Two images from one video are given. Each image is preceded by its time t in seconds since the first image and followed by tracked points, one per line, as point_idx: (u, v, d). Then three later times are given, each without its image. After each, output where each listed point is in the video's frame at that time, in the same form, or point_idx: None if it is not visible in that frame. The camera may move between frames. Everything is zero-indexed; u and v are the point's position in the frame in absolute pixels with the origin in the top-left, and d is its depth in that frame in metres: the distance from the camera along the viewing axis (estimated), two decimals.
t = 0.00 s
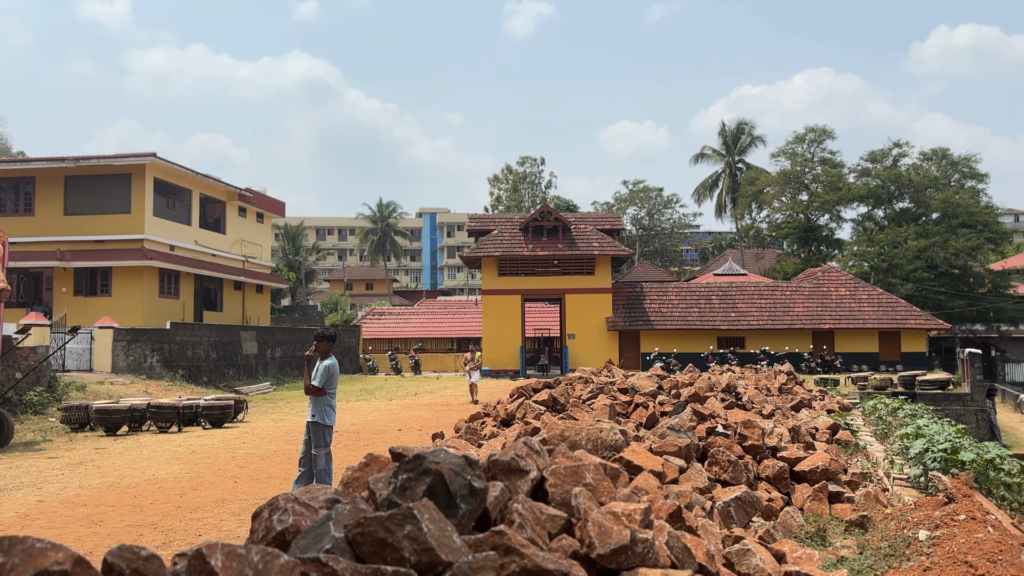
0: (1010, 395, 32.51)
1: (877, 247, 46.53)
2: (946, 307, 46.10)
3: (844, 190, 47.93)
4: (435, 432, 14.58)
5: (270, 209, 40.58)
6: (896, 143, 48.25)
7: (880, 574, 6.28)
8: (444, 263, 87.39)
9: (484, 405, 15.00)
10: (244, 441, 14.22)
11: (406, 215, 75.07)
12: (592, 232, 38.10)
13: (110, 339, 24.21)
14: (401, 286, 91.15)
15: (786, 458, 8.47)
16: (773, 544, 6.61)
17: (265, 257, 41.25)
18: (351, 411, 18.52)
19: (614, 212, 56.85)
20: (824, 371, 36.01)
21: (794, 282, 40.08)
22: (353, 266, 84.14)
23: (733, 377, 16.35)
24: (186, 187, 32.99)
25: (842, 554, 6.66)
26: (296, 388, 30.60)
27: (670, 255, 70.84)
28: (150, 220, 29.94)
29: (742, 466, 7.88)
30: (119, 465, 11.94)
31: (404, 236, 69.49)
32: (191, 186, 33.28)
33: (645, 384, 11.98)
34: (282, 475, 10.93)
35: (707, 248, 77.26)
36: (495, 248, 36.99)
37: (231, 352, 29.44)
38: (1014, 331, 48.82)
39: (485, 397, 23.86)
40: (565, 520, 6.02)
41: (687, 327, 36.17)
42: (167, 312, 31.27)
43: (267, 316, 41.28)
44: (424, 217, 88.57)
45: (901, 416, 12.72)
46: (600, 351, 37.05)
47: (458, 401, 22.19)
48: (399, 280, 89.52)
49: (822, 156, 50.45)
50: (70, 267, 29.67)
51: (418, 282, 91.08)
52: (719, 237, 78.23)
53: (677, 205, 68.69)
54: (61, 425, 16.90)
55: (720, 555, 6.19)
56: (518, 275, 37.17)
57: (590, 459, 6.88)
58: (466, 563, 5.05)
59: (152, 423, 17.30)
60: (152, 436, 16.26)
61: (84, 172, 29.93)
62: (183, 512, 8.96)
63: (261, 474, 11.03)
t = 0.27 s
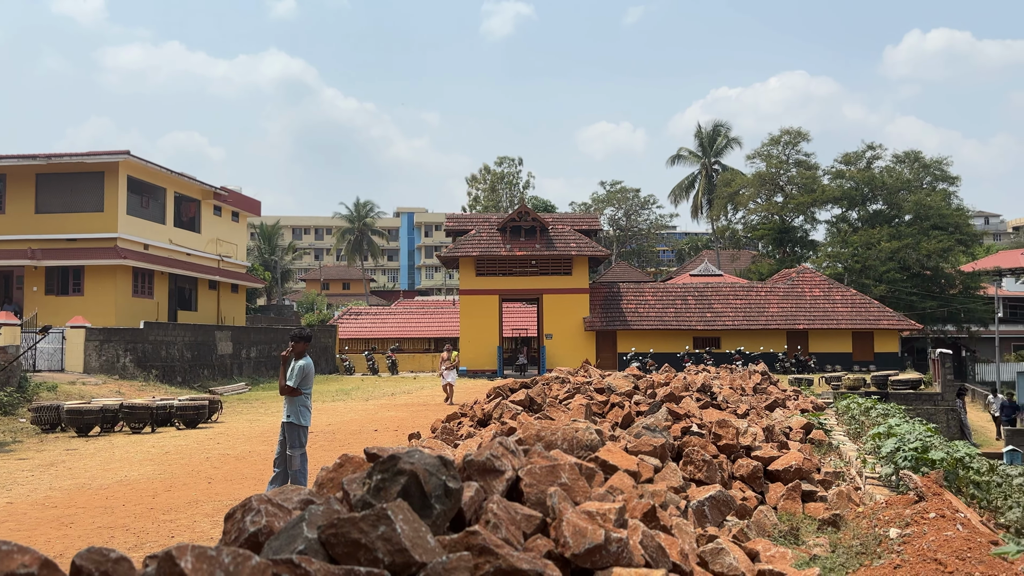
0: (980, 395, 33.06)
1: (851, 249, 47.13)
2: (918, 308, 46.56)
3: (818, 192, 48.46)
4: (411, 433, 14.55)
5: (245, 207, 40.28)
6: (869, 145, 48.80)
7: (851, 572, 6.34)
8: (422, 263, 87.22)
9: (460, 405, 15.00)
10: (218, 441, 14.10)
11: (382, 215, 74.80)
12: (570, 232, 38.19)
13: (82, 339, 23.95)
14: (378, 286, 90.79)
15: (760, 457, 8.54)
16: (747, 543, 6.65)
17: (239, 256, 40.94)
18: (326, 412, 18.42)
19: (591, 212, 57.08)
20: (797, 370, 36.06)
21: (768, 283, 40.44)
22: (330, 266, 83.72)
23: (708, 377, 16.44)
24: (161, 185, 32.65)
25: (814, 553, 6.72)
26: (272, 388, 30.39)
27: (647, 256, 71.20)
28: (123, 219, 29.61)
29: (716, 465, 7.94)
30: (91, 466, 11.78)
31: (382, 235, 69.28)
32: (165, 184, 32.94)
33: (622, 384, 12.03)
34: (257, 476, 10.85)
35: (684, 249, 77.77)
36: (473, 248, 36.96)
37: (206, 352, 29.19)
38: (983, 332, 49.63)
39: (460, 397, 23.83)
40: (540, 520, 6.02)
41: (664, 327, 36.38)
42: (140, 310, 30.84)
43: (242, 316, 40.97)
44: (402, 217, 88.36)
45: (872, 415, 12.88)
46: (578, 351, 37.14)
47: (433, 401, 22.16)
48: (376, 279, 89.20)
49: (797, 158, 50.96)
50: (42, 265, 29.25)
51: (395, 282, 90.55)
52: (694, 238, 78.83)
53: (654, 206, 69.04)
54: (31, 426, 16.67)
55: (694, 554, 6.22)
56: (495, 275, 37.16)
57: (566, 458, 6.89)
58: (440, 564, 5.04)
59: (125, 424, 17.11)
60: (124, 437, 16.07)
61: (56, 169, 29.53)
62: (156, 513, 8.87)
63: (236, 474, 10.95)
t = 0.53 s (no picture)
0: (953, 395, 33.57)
1: (826, 250, 47.64)
2: (892, 309, 47.11)
3: (795, 194, 48.86)
4: (389, 433, 14.51)
5: (220, 206, 39.97)
6: (844, 147, 49.29)
7: (826, 570, 6.40)
8: (400, 263, 86.97)
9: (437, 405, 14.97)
10: (192, 442, 13.97)
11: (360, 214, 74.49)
12: (548, 233, 38.24)
13: (55, 339, 23.67)
14: (356, 286, 90.36)
15: (736, 457, 8.59)
16: (723, 543, 6.68)
17: (215, 255, 40.61)
18: (301, 413, 18.32)
19: (569, 213, 57.22)
20: (774, 370, 36.36)
21: (745, 283, 40.74)
22: (307, 266, 83.24)
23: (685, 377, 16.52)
24: (135, 183, 32.30)
25: (789, 553, 6.78)
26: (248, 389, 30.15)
27: (625, 256, 71.48)
28: (97, 218, 29.27)
29: (693, 464, 7.97)
30: (63, 467, 11.63)
31: (359, 235, 69.00)
32: (140, 182, 32.59)
33: (599, 384, 12.06)
34: (232, 477, 10.77)
35: (661, 249, 78.21)
36: (451, 248, 36.88)
37: (181, 352, 28.91)
38: (955, 332, 50.35)
39: (436, 397, 23.78)
40: (516, 520, 6.00)
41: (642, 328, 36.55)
42: (113, 311, 30.40)
43: (217, 316, 40.64)
44: (380, 216, 88.02)
45: (847, 415, 13.01)
46: (556, 351, 37.18)
47: (409, 402, 22.09)
48: (353, 280, 88.88)
49: (774, 159, 51.36)
50: (14, 264, 28.86)
51: (373, 283, 89.96)
52: (672, 238, 79.28)
53: (632, 207, 69.31)
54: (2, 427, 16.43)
55: (670, 553, 6.24)
56: (474, 275, 37.12)
57: (542, 458, 6.89)
58: (415, 565, 5.01)
59: (98, 425, 16.92)
60: (97, 438, 15.88)
61: (28, 167, 29.14)
62: (128, 515, 8.76)
63: (211, 476, 10.86)
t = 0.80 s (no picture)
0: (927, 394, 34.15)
1: (803, 250, 48.08)
2: (868, 309, 47.61)
3: (772, 195, 49.19)
4: (367, 434, 14.47)
5: (196, 205, 39.67)
6: (821, 149, 49.72)
7: (800, 569, 6.44)
8: (378, 263, 86.70)
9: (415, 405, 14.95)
10: (167, 443, 13.85)
11: (338, 213, 74.22)
12: (528, 233, 38.29)
13: (28, 339, 23.39)
14: (334, 286, 89.95)
15: (713, 456, 8.65)
16: (699, 542, 6.71)
17: (191, 254, 40.27)
18: (279, 413, 18.22)
19: (548, 213, 57.33)
20: (750, 370, 36.86)
21: (723, 283, 41.02)
22: (285, 265, 82.84)
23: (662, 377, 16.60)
24: (110, 181, 31.97)
25: (765, 551, 6.83)
26: (225, 389, 29.93)
27: (604, 256, 71.74)
28: (71, 216, 28.95)
29: (670, 464, 8.01)
30: (35, 469, 11.48)
31: (337, 234, 68.71)
32: (115, 180, 32.26)
33: (578, 384, 12.11)
34: (208, 478, 10.69)
35: (639, 250, 78.66)
36: (430, 248, 36.78)
37: (157, 352, 28.63)
38: (929, 332, 50.97)
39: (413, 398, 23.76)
40: (493, 521, 6.01)
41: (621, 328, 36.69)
42: (86, 310, 30.02)
43: (194, 315, 40.31)
44: (358, 216, 87.68)
45: (823, 414, 13.12)
46: (535, 351, 37.25)
47: (386, 402, 22.04)
48: (332, 279, 88.64)
49: (751, 161, 51.74)
50: None
51: (352, 282, 89.67)
52: (650, 238, 79.67)
53: (611, 207, 69.54)
54: None
55: (646, 553, 6.27)
56: (453, 275, 37.08)
57: (520, 459, 6.91)
58: (390, 567, 4.99)
59: (72, 426, 16.75)
60: (70, 439, 15.70)
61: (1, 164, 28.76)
62: (102, 517, 8.67)
63: (186, 477, 10.77)
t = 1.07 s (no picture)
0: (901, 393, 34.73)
1: (780, 251, 48.36)
2: (845, 309, 48.09)
3: (750, 196, 49.41)
4: (345, 434, 14.41)
5: (173, 203, 39.34)
6: (798, 151, 50.15)
7: (776, 567, 6.48)
8: (357, 263, 86.43)
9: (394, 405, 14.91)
10: (143, 444, 13.72)
11: (317, 212, 73.93)
12: (508, 233, 38.31)
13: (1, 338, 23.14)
14: (312, 286, 89.57)
15: (690, 455, 8.70)
16: (676, 541, 6.74)
17: (167, 253, 39.94)
18: (256, 413, 18.09)
19: (527, 213, 57.40)
20: (728, 369, 36.68)
21: (702, 284, 41.26)
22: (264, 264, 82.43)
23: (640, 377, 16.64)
24: (85, 179, 31.65)
25: (741, 550, 6.87)
26: (202, 389, 29.70)
27: (583, 256, 71.91)
28: (45, 214, 28.64)
29: (647, 463, 8.04)
30: (7, 470, 11.34)
31: (316, 234, 68.42)
32: (90, 178, 31.94)
33: (556, 384, 12.13)
34: (184, 479, 10.60)
35: (619, 250, 78.89)
36: (409, 248, 36.64)
37: (132, 352, 28.37)
38: (904, 332, 51.54)
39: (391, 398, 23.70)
40: (470, 520, 6.00)
41: (600, 328, 36.80)
42: (60, 310, 29.67)
43: (171, 315, 39.97)
44: (337, 215, 87.31)
45: (800, 413, 13.24)
46: (514, 351, 37.28)
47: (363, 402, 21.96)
48: (310, 279, 88.35)
49: (729, 162, 52.05)
50: None
51: (330, 281, 90.00)
52: (630, 239, 79.96)
53: (590, 207, 69.72)
54: None
55: (623, 552, 6.28)
56: (433, 274, 37.03)
57: (497, 458, 6.91)
58: (365, 567, 4.97)
59: (46, 427, 16.58)
60: (44, 440, 15.54)
61: None
62: (75, 519, 8.58)
63: (162, 478, 10.68)
